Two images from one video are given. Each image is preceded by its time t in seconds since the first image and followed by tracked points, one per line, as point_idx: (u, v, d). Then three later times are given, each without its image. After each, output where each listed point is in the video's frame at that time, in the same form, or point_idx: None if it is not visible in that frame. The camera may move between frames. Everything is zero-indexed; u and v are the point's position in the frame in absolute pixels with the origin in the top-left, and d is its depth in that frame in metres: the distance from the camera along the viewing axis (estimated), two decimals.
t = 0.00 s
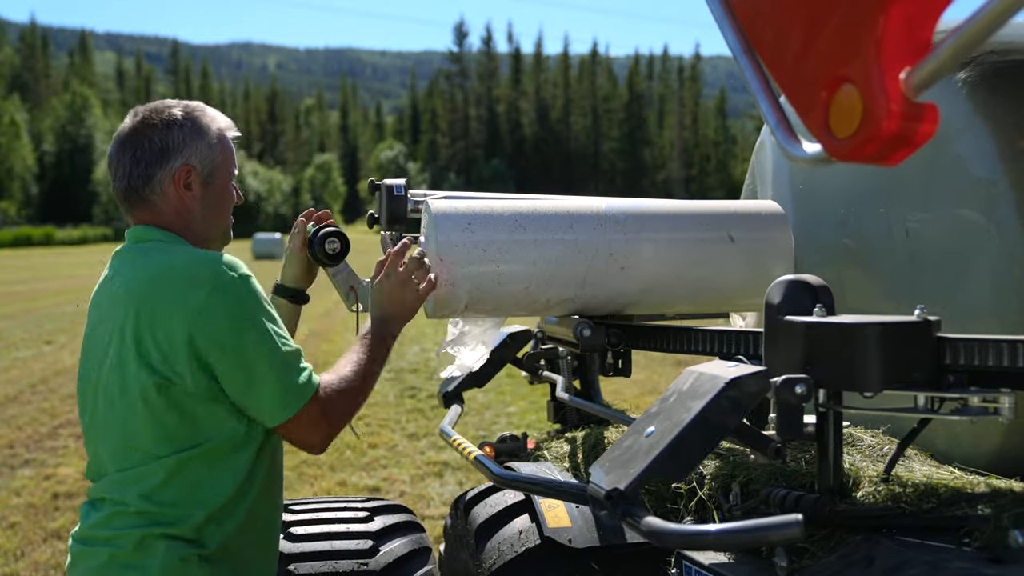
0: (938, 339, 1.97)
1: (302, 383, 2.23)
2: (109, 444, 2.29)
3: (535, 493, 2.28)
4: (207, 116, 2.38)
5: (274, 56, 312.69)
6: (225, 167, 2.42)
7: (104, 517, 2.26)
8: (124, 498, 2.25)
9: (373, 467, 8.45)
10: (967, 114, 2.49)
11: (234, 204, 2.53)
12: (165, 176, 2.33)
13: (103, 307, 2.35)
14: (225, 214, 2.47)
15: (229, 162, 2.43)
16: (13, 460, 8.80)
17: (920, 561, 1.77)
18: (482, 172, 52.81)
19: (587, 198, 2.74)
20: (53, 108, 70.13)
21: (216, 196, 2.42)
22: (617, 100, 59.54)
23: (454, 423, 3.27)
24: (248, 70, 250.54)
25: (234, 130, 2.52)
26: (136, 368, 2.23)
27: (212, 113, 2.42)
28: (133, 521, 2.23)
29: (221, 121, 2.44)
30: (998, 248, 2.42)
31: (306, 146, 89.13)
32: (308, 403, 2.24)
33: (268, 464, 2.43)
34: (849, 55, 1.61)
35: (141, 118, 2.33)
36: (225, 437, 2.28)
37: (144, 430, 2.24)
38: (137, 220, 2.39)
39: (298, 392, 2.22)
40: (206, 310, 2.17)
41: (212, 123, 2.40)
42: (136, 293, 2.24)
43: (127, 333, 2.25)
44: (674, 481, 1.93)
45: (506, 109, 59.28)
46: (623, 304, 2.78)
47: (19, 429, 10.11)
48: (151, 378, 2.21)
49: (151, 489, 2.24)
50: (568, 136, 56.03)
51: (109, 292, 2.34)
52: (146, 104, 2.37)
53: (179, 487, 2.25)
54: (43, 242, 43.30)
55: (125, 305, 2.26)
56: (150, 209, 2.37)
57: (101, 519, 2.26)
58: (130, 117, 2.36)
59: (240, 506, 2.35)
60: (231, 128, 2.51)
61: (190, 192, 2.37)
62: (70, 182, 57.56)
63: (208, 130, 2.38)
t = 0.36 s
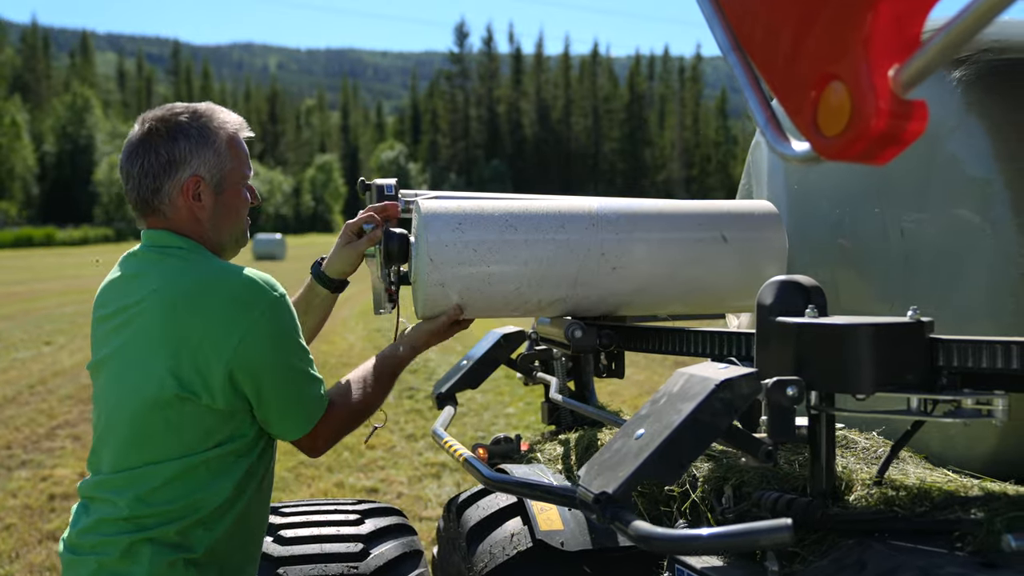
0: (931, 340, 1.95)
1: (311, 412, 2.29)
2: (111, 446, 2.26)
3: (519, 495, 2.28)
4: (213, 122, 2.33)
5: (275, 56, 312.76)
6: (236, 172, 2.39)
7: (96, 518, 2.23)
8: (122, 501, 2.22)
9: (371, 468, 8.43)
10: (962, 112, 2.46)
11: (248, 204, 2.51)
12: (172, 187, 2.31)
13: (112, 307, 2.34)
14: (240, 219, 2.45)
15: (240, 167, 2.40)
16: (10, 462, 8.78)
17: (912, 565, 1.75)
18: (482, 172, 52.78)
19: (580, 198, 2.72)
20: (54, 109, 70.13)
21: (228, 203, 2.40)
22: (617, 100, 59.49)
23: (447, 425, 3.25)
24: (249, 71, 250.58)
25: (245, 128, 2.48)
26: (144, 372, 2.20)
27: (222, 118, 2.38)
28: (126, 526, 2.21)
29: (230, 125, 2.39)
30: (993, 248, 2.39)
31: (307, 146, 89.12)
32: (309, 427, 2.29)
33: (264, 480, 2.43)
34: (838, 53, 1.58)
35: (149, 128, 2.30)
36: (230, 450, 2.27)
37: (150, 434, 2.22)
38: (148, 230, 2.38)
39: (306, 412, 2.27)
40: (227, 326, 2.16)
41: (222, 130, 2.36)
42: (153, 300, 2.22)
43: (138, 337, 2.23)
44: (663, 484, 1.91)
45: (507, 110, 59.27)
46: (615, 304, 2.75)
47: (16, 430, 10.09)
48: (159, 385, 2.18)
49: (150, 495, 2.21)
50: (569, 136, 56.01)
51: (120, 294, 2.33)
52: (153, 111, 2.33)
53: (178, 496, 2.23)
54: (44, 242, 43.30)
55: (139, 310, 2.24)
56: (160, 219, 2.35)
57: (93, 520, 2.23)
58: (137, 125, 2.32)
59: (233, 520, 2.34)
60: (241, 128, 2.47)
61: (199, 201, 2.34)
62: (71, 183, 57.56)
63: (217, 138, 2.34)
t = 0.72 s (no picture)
0: (922, 340, 1.93)
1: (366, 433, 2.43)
2: (207, 448, 2.19)
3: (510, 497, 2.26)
4: (302, 135, 2.33)
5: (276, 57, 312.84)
6: (317, 186, 2.40)
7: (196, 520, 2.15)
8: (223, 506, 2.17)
9: (368, 469, 8.40)
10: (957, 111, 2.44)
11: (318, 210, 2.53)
12: (265, 201, 2.30)
13: (194, 308, 2.27)
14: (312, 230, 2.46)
15: (319, 179, 2.41)
16: (7, 462, 8.75)
17: (903, 568, 1.73)
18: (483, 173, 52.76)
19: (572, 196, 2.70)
20: (55, 110, 70.12)
21: (307, 214, 2.41)
22: (618, 100, 59.49)
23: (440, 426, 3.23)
24: (250, 71, 250.56)
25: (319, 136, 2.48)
26: (257, 380, 2.19)
27: (307, 128, 2.38)
28: (229, 529, 2.17)
29: (312, 133, 2.39)
30: (988, 247, 2.37)
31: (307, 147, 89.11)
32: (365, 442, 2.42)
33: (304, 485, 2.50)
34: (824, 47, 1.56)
35: (243, 138, 2.28)
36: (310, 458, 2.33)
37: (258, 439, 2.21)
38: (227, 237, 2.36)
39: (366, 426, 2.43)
40: (346, 348, 2.25)
41: (307, 140, 2.35)
42: (263, 309, 2.22)
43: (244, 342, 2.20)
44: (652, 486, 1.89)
45: (507, 110, 59.26)
46: (607, 303, 2.73)
47: (13, 431, 10.07)
48: (278, 397, 2.20)
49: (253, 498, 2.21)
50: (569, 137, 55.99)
51: (205, 295, 2.27)
52: (244, 121, 2.30)
53: (277, 501, 2.25)
54: (45, 243, 43.29)
55: (239, 317, 2.21)
56: (244, 228, 2.33)
57: (188, 526, 2.14)
58: (227, 133, 2.29)
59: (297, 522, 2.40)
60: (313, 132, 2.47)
61: (287, 214, 2.35)
62: (72, 183, 57.53)
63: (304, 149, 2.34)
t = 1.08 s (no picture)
0: (921, 347, 1.88)
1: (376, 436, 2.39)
2: (213, 465, 2.16)
3: (500, 506, 2.21)
4: (311, 136, 2.30)
5: (277, 57, 312.82)
6: (321, 191, 2.35)
7: (205, 538, 2.13)
8: (233, 521, 2.15)
9: (365, 471, 8.36)
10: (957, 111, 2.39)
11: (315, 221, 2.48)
12: (272, 199, 2.25)
13: (193, 318, 2.22)
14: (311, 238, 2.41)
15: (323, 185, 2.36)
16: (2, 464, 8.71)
17: None
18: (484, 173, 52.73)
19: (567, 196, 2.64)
20: (55, 110, 70.09)
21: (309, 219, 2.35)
22: (618, 101, 59.50)
23: (432, 431, 3.18)
24: (251, 72, 250.67)
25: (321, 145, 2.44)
26: (259, 392, 2.15)
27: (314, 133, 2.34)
28: (242, 543, 2.15)
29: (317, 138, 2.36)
30: (988, 250, 2.32)
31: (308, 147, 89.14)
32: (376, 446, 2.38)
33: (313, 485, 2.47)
34: (819, 45, 1.51)
35: (253, 136, 2.23)
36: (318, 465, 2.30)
37: (263, 452, 2.18)
38: (227, 239, 2.29)
39: (377, 428, 2.39)
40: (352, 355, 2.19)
41: (315, 144, 2.32)
42: (265, 319, 2.16)
43: (246, 354, 2.16)
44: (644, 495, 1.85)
45: (508, 111, 59.24)
46: (601, 306, 2.68)
47: (9, 433, 10.02)
48: (281, 409, 2.15)
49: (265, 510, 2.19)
50: (570, 137, 55.96)
51: (204, 305, 2.22)
52: (254, 119, 2.26)
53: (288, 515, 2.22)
54: (46, 243, 43.27)
55: (240, 331, 2.17)
56: (247, 229, 2.27)
57: (201, 540, 2.12)
58: (236, 131, 2.24)
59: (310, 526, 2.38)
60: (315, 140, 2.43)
61: (291, 215, 2.29)
62: (72, 183, 57.51)
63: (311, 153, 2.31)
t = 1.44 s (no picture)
0: (954, 350, 1.76)
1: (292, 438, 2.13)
2: (100, 467, 2.06)
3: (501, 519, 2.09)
4: (211, 110, 2.17)
5: (280, 56, 312.78)
6: (223, 164, 2.21)
7: (93, 544, 2.04)
8: (119, 528, 2.04)
9: (366, 472, 8.22)
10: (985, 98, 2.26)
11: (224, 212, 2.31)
12: (164, 169, 2.09)
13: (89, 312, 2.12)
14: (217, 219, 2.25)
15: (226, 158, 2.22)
16: None
17: None
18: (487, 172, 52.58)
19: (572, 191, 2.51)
20: (58, 108, 69.99)
21: (212, 194, 2.20)
22: (622, 99, 59.34)
23: (431, 436, 3.05)
24: (254, 70, 250.62)
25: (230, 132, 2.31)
26: (142, 386, 2.03)
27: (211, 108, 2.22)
28: (134, 550, 2.04)
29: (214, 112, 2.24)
30: (1018, 245, 2.20)
31: (311, 146, 89.02)
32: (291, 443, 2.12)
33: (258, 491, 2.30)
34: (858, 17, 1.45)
35: (140, 106, 2.10)
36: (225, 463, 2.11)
37: (150, 451, 2.05)
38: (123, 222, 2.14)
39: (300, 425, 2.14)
40: (240, 333, 2.02)
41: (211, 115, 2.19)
42: (145, 310, 2.04)
43: (129, 345, 2.04)
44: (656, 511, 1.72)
45: (511, 109, 59.07)
46: (608, 308, 2.56)
47: (7, 433, 9.90)
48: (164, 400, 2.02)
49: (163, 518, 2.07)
50: (573, 135, 55.79)
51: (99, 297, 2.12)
52: (143, 93, 2.13)
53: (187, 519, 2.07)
54: (49, 242, 43.18)
55: (123, 322, 2.05)
56: (143, 206, 2.12)
57: (90, 547, 2.04)
58: (125, 104, 2.11)
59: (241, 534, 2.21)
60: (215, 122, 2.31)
61: (188, 189, 2.14)
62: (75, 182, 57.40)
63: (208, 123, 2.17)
